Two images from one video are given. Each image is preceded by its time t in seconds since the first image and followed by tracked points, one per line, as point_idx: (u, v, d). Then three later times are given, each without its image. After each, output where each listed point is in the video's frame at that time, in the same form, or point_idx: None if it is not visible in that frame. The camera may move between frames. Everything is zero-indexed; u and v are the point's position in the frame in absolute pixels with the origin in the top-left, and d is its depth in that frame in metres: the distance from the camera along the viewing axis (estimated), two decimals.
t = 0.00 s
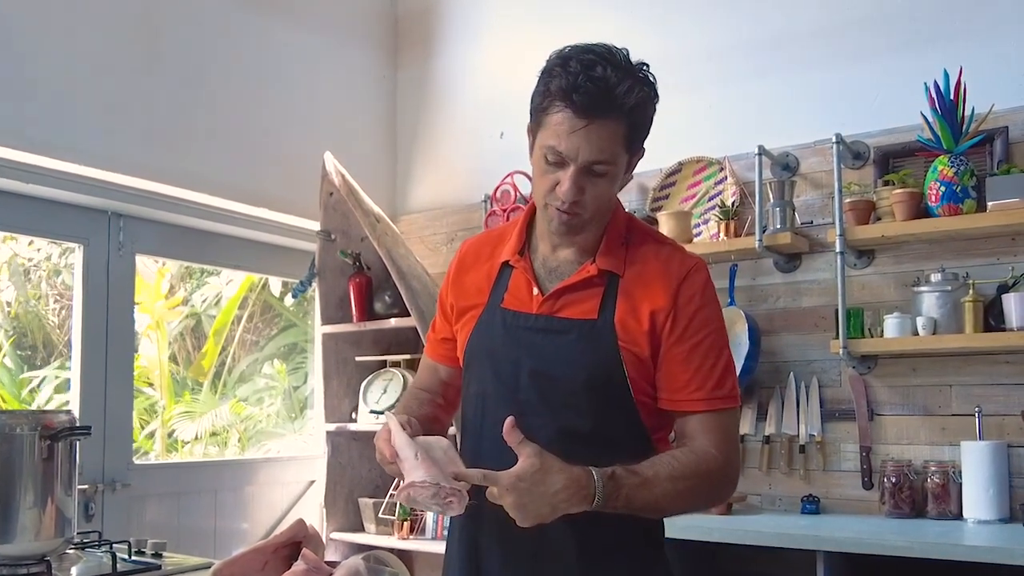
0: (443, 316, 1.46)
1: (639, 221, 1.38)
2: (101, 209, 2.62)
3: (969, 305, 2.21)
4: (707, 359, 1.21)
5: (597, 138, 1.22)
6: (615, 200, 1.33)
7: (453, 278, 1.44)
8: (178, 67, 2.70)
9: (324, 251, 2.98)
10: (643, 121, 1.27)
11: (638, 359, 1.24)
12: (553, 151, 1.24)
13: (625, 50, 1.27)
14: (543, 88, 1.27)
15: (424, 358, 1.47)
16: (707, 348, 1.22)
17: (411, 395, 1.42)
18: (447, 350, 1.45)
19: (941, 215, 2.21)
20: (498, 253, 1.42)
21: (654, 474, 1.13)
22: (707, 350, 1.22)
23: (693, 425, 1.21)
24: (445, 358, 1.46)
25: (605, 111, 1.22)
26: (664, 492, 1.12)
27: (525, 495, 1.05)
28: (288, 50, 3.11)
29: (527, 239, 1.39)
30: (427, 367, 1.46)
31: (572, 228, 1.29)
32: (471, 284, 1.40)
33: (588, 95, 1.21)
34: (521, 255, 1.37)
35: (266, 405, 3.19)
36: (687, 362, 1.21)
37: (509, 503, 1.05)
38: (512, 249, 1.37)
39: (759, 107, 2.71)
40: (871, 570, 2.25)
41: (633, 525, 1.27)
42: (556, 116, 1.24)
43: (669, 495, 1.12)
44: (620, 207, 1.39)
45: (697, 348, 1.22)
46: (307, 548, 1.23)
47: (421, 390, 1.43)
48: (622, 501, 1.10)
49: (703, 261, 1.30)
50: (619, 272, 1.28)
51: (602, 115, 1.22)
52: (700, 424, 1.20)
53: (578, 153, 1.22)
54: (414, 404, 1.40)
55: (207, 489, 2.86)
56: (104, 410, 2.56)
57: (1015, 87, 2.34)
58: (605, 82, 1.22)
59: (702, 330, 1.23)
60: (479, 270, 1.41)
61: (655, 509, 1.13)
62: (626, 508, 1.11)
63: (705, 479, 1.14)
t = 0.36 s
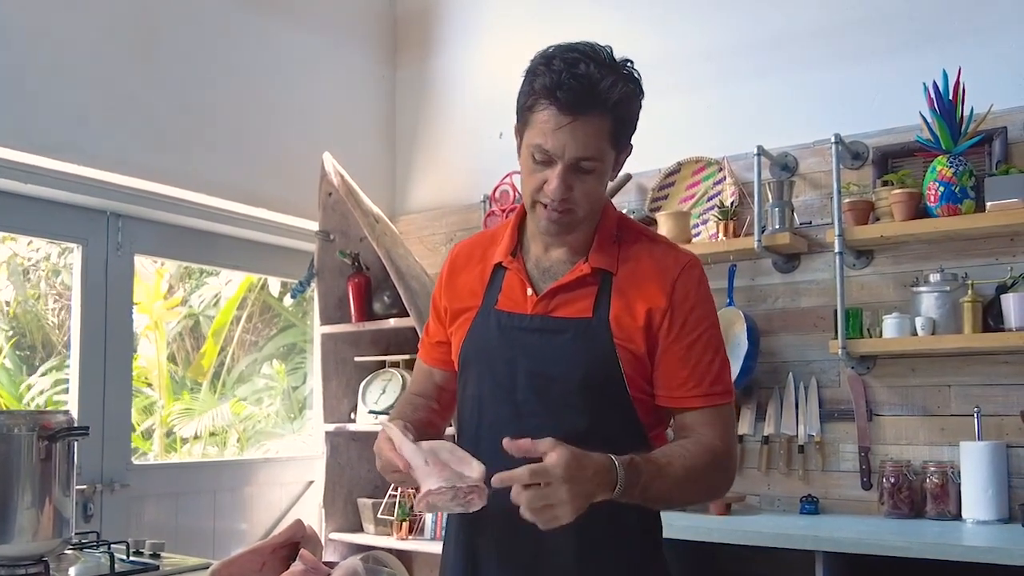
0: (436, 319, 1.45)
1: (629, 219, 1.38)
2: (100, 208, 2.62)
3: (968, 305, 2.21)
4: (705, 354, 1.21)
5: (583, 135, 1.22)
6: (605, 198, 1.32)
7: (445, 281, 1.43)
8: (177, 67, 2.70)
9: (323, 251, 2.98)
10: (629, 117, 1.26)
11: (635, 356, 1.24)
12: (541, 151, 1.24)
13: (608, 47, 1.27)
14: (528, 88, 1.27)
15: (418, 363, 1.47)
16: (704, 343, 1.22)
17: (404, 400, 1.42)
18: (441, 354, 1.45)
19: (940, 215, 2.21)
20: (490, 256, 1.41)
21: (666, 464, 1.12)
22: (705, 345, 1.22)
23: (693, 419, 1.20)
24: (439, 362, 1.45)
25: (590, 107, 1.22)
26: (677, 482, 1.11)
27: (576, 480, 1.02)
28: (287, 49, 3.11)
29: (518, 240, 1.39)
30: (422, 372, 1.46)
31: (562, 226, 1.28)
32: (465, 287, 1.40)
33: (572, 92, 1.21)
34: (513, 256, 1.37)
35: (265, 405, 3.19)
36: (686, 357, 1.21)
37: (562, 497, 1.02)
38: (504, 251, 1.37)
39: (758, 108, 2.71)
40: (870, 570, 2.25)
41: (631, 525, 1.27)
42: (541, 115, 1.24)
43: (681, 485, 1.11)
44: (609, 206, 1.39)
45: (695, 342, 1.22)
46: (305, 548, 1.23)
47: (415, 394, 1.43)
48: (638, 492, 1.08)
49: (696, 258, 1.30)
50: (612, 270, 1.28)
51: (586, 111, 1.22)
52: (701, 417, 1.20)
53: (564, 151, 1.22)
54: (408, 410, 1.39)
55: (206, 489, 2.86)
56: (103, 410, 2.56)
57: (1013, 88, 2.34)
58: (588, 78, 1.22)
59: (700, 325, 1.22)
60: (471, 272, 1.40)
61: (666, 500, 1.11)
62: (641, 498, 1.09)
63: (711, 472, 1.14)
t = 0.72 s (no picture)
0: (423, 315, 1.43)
1: (615, 216, 1.39)
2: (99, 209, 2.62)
3: (965, 306, 2.21)
4: (701, 343, 1.22)
5: (566, 93, 1.25)
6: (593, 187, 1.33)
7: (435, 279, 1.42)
8: (176, 68, 2.71)
9: (322, 251, 2.99)
10: (604, 90, 1.30)
11: (633, 349, 1.24)
12: (527, 120, 1.26)
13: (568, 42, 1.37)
14: (503, 74, 1.31)
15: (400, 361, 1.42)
16: (699, 333, 1.23)
17: (388, 402, 1.35)
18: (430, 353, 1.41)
19: (938, 216, 2.22)
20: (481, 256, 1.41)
21: (670, 462, 1.12)
22: (700, 333, 1.23)
23: (693, 408, 1.20)
24: (427, 360, 1.42)
25: (568, 71, 1.26)
26: (680, 479, 1.11)
27: (582, 493, 1.00)
28: (286, 50, 3.11)
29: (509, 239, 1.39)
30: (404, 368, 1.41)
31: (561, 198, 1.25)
32: (457, 285, 1.38)
33: (547, 58, 1.27)
34: (505, 254, 1.36)
35: (265, 405, 3.19)
36: (683, 348, 1.22)
37: (568, 513, 1.00)
38: (497, 248, 1.37)
39: (757, 109, 2.72)
40: (868, 570, 2.25)
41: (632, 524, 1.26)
42: (523, 89, 1.28)
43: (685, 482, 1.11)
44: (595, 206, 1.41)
45: (691, 332, 1.22)
46: (304, 548, 1.23)
47: (399, 394, 1.37)
48: (643, 494, 1.08)
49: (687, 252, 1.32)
50: (606, 263, 1.29)
51: (565, 73, 1.26)
52: (700, 409, 1.20)
53: (551, 109, 1.24)
54: (398, 406, 1.34)
55: (205, 489, 2.87)
56: (103, 410, 2.57)
57: (1010, 89, 2.34)
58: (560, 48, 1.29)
59: (694, 316, 1.23)
60: (462, 269, 1.40)
61: (671, 497, 1.11)
62: (646, 499, 1.09)
63: (715, 463, 1.15)
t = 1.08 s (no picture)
0: (414, 309, 1.39)
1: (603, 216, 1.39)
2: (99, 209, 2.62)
3: (964, 306, 2.22)
4: (694, 340, 1.23)
5: (538, 104, 1.25)
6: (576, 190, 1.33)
7: (427, 280, 1.39)
8: (176, 68, 2.71)
9: (322, 251, 2.99)
10: (577, 94, 1.29)
11: (629, 345, 1.24)
12: (503, 136, 1.26)
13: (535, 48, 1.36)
14: (474, 91, 1.31)
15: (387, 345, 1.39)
16: (691, 328, 1.24)
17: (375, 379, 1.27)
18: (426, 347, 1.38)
19: (937, 216, 2.22)
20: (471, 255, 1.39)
21: (660, 451, 1.14)
22: (692, 330, 1.24)
23: (682, 402, 1.22)
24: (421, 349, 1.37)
25: (536, 81, 1.26)
26: (673, 469, 1.13)
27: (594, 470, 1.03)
28: (286, 50, 3.12)
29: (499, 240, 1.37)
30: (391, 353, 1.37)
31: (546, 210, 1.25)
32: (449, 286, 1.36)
33: (514, 71, 1.26)
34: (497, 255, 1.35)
35: (264, 405, 3.19)
36: (677, 343, 1.23)
37: (585, 488, 1.01)
38: (489, 251, 1.35)
39: (756, 110, 2.72)
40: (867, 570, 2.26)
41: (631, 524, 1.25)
42: (496, 105, 1.28)
43: (677, 471, 1.13)
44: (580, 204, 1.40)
45: (684, 328, 1.24)
46: (303, 548, 1.24)
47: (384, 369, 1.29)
48: (632, 480, 1.10)
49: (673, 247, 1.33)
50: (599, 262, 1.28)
51: (535, 83, 1.26)
52: (690, 402, 1.22)
53: (525, 124, 1.24)
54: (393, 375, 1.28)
55: (204, 489, 2.87)
56: (102, 410, 2.57)
57: (1009, 90, 2.35)
58: (528, 57, 1.29)
59: (685, 312, 1.25)
60: (454, 271, 1.38)
61: (663, 486, 1.13)
62: (636, 486, 1.11)
63: (705, 455, 1.16)
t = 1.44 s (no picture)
0: (407, 310, 1.39)
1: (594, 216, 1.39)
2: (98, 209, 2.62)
3: (964, 306, 2.22)
4: (689, 335, 1.23)
5: (525, 100, 1.25)
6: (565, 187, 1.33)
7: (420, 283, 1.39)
8: (175, 68, 2.71)
9: (321, 252, 2.99)
10: (563, 91, 1.30)
11: (625, 341, 1.24)
12: (491, 132, 1.26)
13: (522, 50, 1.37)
14: (462, 89, 1.32)
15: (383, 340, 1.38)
16: (686, 322, 1.24)
17: (377, 369, 1.27)
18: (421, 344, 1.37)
19: (936, 216, 2.22)
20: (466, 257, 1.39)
21: (663, 450, 1.13)
22: (688, 324, 1.25)
23: (680, 397, 1.22)
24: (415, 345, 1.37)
25: (523, 78, 1.27)
26: (675, 467, 1.12)
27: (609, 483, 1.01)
28: (285, 50, 3.12)
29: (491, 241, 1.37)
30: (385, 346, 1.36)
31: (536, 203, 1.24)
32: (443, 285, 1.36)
33: (501, 68, 1.27)
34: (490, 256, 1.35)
35: (264, 405, 3.19)
36: (673, 338, 1.23)
37: (605, 504, 0.99)
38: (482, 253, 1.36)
39: (756, 110, 2.73)
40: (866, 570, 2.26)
41: (629, 525, 1.25)
42: (484, 102, 1.28)
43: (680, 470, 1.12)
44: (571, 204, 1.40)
45: (679, 324, 1.24)
46: (302, 548, 1.23)
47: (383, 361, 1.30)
48: (640, 483, 1.09)
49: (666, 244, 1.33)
50: (592, 259, 1.29)
51: (522, 79, 1.27)
52: (688, 398, 1.21)
53: (513, 119, 1.24)
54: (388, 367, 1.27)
55: (204, 490, 2.87)
56: (102, 410, 2.57)
57: (1008, 90, 2.35)
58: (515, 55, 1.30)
59: (681, 307, 1.25)
60: (447, 273, 1.38)
61: (667, 486, 1.12)
62: (644, 488, 1.10)
63: (706, 452, 1.16)
